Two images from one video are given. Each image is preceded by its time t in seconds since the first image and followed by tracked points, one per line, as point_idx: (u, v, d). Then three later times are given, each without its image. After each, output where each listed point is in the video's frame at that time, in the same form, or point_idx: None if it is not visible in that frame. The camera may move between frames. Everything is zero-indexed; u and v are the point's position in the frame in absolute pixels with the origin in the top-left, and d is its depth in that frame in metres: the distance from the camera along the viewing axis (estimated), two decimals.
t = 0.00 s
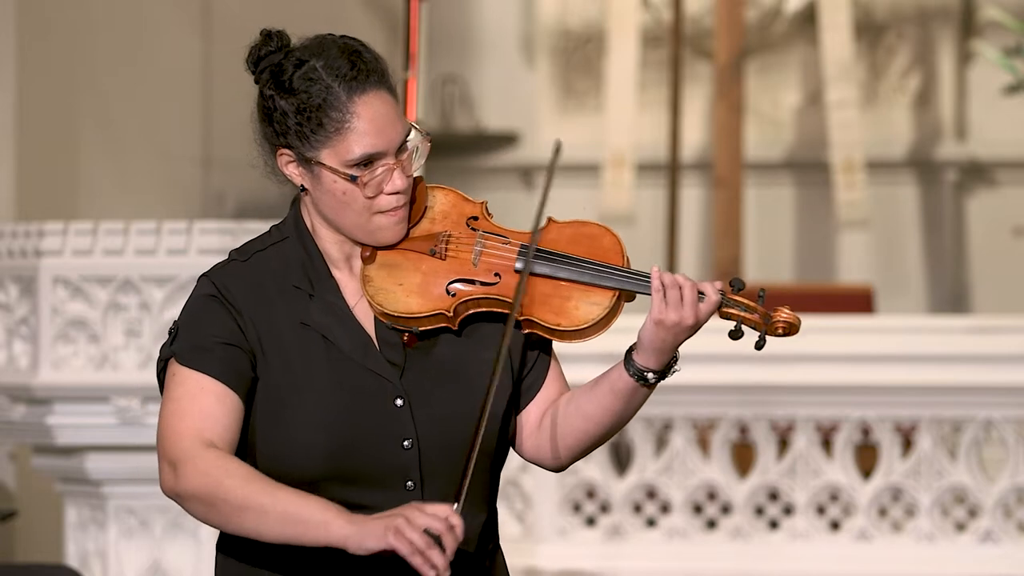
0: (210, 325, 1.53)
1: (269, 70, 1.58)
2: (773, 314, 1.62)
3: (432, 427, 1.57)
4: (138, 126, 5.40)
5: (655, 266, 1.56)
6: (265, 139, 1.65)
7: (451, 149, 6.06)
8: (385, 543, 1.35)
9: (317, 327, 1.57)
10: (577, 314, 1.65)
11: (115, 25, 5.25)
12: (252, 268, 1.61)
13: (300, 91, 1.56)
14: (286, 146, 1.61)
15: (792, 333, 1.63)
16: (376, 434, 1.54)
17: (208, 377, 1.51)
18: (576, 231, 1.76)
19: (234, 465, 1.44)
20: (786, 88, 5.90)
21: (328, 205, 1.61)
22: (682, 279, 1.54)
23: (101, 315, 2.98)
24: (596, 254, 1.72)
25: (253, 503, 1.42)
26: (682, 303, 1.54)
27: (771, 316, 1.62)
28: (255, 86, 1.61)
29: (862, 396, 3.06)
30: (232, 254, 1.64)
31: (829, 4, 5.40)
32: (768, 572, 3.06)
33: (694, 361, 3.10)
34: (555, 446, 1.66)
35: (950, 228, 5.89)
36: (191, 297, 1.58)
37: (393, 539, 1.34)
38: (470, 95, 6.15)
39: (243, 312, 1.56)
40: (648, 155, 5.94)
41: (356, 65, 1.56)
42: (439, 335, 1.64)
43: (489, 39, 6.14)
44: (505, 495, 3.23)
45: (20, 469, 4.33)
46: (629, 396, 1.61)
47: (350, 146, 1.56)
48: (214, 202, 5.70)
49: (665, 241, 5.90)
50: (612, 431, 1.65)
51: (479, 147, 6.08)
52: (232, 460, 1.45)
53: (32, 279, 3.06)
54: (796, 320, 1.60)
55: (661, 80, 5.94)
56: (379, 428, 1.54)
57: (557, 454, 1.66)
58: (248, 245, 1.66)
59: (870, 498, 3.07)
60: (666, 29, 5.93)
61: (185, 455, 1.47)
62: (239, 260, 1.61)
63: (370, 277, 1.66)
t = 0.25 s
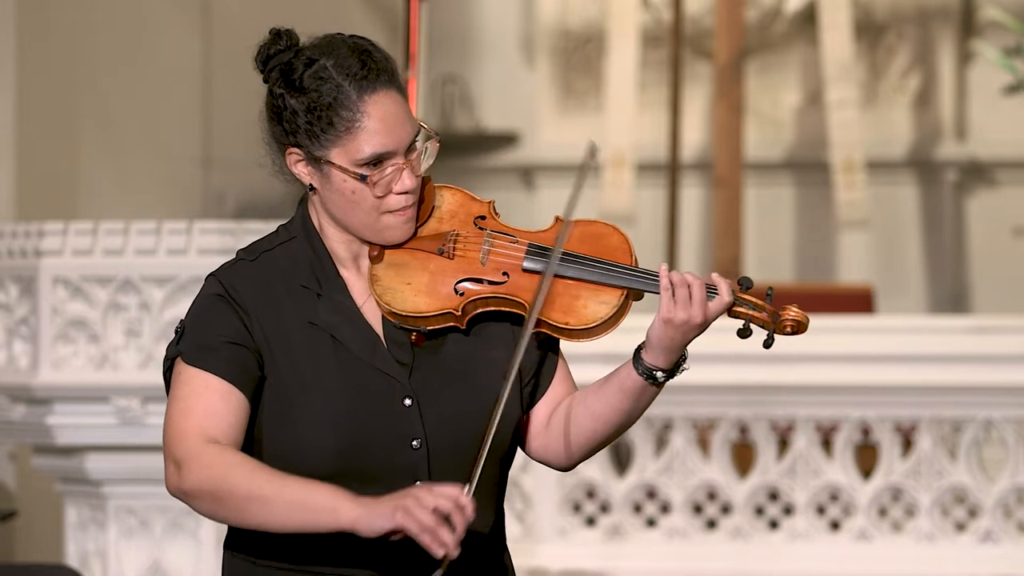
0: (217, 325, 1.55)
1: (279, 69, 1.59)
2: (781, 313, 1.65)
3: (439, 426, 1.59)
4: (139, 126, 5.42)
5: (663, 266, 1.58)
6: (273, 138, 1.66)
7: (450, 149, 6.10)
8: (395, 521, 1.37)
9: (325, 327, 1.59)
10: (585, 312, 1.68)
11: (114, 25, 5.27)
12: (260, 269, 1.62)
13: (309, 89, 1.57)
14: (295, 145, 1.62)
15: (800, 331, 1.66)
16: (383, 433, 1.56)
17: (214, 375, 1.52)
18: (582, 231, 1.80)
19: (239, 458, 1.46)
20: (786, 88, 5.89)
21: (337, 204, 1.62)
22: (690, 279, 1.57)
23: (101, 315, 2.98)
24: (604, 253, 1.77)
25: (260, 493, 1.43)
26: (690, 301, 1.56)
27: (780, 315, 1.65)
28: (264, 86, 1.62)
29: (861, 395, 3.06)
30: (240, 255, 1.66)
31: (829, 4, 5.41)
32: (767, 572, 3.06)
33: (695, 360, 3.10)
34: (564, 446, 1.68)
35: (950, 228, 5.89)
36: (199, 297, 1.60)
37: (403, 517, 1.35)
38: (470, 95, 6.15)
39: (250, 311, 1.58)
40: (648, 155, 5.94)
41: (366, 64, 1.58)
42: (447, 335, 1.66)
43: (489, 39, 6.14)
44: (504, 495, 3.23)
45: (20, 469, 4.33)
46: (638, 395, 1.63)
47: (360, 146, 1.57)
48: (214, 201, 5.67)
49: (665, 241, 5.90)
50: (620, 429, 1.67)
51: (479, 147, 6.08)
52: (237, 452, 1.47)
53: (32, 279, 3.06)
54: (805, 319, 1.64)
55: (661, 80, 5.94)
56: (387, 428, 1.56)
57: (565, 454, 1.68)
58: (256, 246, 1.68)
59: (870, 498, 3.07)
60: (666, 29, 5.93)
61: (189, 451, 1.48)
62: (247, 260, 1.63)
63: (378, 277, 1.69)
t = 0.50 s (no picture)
0: (232, 317, 1.52)
1: (291, 65, 1.57)
2: (791, 306, 1.65)
3: (452, 425, 1.57)
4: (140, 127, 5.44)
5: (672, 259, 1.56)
6: (283, 135, 1.64)
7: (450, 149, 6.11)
8: (400, 519, 1.33)
9: (338, 323, 1.57)
10: (596, 307, 1.66)
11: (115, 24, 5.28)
12: (272, 263, 1.60)
13: (321, 86, 1.55)
14: (306, 142, 1.60)
15: (808, 324, 1.66)
16: (398, 431, 1.54)
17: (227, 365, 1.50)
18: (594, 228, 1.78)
19: (250, 449, 1.43)
20: (786, 88, 5.89)
21: (348, 201, 1.59)
22: (701, 272, 1.55)
23: (101, 315, 2.98)
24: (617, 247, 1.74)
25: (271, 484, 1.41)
26: (701, 294, 1.54)
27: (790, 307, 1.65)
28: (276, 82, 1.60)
29: (857, 396, 3.06)
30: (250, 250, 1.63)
31: (829, 4, 5.41)
32: (767, 572, 3.07)
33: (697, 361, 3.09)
34: (576, 443, 1.65)
35: (950, 228, 5.89)
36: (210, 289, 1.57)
37: (408, 514, 1.32)
38: (470, 95, 6.16)
39: (263, 304, 1.56)
40: (648, 155, 5.94)
41: (378, 61, 1.55)
42: (459, 331, 1.64)
43: (489, 39, 6.15)
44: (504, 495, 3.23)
45: (20, 469, 4.33)
46: (649, 390, 1.61)
47: (370, 142, 1.54)
48: (214, 202, 5.68)
49: (665, 241, 5.89)
50: (633, 427, 1.63)
51: (479, 147, 6.08)
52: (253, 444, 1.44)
53: (32, 279, 3.06)
54: (815, 311, 1.64)
55: (661, 80, 5.95)
56: (401, 426, 1.54)
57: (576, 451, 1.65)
58: (266, 244, 1.65)
59: (870, 498, 3.07)
60: (666, 29, 5.93)
61: (209, 440, 1.46)
62: (257, 255, 1.61)
63: (390, 274, 1.67)
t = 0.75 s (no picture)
0: (254, 311, 1.63)
1: (316, 64, 1.69)
2: (812, 300, 1.69)
3: (468, 418, 1.67)
4: (139, 127, 5.42)
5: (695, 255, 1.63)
6: (309, 134, 1.75)
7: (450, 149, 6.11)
8: (420, 495, 1.44)
9: (360, 320, 1.67)
10: (617, 302, 1.76)
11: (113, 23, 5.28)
12: (298, 263, 1.71)
13: (346, 82, 1.66)
14: (331, 139, 1.71)
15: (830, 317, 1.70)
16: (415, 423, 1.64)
17: (247, 355, 1.60)
18: (614, 225, 1.90)
19: (266, 436, 1.54)
20: (786, 88, 5.90)
21: (372, 197, 1.70)
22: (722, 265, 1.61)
23: (101, 315, 2.99)
24: (637, 245, 1.86)
25: (286, 469, 1.51)
26: (723, 287, 1.61)
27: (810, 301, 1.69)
28: (301, 81, 1.71)
29: (854, 397, 3.06)
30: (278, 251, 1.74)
31: (829, 4, 5.42)
32: (767, 572, 3.06)
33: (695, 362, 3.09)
34: (598, 442, 1.72)
35: (950, 229, 5.89)
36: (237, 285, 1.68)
37: (429, 492, 1.43)
38: (470, 95, 6.17)
39: (285, 299, 1.67)
40: (648, 155, 5.94)
41: (401, 58, 1.67)
42: (481, 328, 1.74)
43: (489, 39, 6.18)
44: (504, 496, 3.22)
45: (20, 469, 4.33)
46: (671, 384, 1.68)
47: (395, 138, 1.65)
48: (214, 202, 5.66)
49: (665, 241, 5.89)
50: (652, 423, 1.71)
51: (479, 147, 6.08)
52: (266, 431, 1.55)
53: (32, 279, 3.06)
54: (835, 305, 1.68)
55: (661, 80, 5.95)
56: (419, 418, 1.64)
57: (599, 448, 1.73)
58: (293, 240, 1.76)
59: (870, 498, 3.07)
60: (666, 29, 5.93)
61: (216, 427, 1.56)
62: (285, 256, 1.72)
63: (411, 272, 1.77)
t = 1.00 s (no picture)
0: (285, 302, 1.64)
1: (354, 63, 1.70)
2: (839, 299, 1.72)
3: (496, 417, 1.68)
4: (139, 126, 5.42)
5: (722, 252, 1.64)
6: (346, 135, 1.76)
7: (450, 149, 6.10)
8: (448, 460, 1.47)
9: (392, 316, 1.68)
10: (646, 299, 1.76)
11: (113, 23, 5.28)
12: (330, 260, 1.72)
13: (384, 79, 1.68)
14: (367, 136, 1.72)
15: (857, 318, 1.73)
16: (443, 421, 1.66)
17: (277, 345, 1.62)
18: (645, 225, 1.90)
19: (292, 417, 1.56)
20: (786, 88, 5.89)
21: (408, 195, 1.70)
22: (750, 261, 1.62)
23: (101, 314, 2.98)
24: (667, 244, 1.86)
25: (314, 446, 1.54)
26: (749, 282, 1.61)
27: (838, 301, 1.72)
28: (338, 80, 1.73)
29: (851, 397, 3.06)
30: (311, 248, 1.75)
31: (829, 4, 5.42)
32: (766, 572, 3.07)
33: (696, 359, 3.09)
34: (625, 444, 1.71)
35: (950, 228, 5.89)
36: (269, 278, 1.69)
37: (457, 455, 1.46)
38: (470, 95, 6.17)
39: (318, 293, 1.68)
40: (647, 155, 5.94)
41: (439, 57, 1.69)
42: (513, 329, 1.75)
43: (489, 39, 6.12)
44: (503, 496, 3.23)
45: (20, 469, 4.33)
46: (697, 384, 1.67)
47: (432, 135, 1.66)
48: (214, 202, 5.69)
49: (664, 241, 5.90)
50: (678, 424, 1.70)
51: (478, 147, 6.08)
52: (291, 412, 1.58)
53: (32, 279, 3.06)
54: (863, 306, 1.70)
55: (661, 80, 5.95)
56: (448, 416, 1.66)
57: (625, 451, 1.71)
58: (327, 238, 1.77)
59: (870, 498, 3.07)
60: (666, 29, 5.92)
61: (242, 409, 1.59)
62: (317, 252, 1.72)
63: (445, 272, 1.77)
